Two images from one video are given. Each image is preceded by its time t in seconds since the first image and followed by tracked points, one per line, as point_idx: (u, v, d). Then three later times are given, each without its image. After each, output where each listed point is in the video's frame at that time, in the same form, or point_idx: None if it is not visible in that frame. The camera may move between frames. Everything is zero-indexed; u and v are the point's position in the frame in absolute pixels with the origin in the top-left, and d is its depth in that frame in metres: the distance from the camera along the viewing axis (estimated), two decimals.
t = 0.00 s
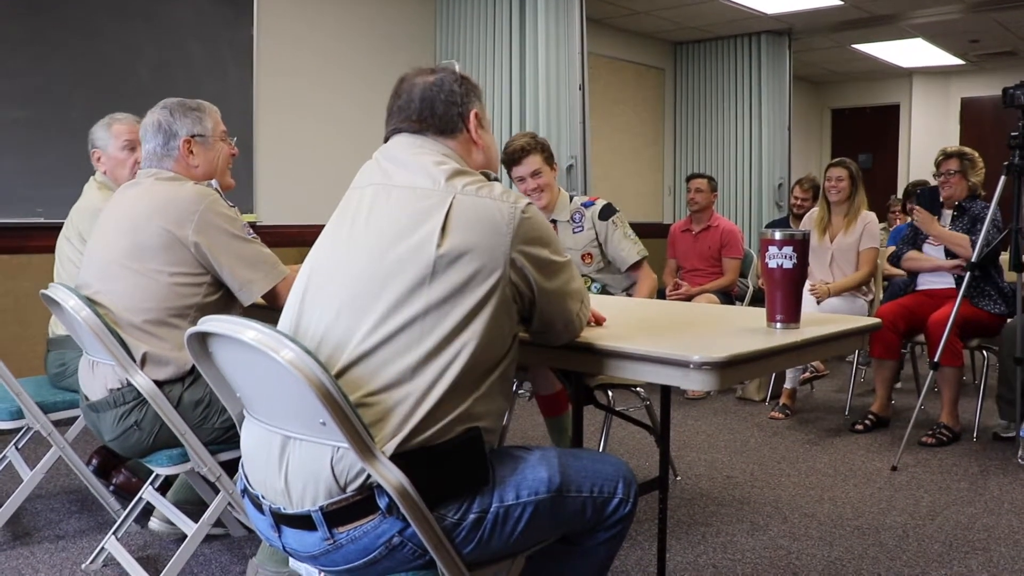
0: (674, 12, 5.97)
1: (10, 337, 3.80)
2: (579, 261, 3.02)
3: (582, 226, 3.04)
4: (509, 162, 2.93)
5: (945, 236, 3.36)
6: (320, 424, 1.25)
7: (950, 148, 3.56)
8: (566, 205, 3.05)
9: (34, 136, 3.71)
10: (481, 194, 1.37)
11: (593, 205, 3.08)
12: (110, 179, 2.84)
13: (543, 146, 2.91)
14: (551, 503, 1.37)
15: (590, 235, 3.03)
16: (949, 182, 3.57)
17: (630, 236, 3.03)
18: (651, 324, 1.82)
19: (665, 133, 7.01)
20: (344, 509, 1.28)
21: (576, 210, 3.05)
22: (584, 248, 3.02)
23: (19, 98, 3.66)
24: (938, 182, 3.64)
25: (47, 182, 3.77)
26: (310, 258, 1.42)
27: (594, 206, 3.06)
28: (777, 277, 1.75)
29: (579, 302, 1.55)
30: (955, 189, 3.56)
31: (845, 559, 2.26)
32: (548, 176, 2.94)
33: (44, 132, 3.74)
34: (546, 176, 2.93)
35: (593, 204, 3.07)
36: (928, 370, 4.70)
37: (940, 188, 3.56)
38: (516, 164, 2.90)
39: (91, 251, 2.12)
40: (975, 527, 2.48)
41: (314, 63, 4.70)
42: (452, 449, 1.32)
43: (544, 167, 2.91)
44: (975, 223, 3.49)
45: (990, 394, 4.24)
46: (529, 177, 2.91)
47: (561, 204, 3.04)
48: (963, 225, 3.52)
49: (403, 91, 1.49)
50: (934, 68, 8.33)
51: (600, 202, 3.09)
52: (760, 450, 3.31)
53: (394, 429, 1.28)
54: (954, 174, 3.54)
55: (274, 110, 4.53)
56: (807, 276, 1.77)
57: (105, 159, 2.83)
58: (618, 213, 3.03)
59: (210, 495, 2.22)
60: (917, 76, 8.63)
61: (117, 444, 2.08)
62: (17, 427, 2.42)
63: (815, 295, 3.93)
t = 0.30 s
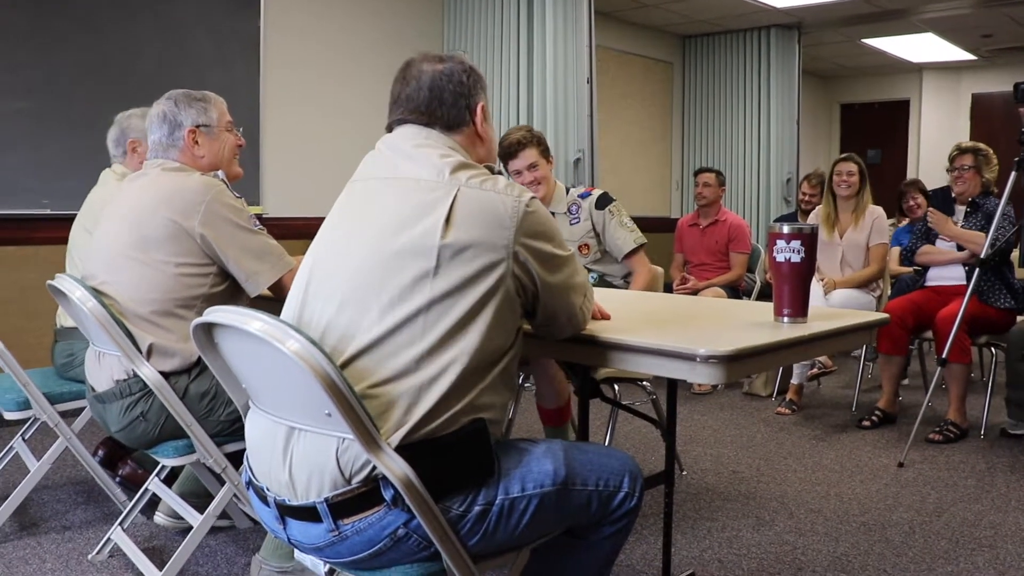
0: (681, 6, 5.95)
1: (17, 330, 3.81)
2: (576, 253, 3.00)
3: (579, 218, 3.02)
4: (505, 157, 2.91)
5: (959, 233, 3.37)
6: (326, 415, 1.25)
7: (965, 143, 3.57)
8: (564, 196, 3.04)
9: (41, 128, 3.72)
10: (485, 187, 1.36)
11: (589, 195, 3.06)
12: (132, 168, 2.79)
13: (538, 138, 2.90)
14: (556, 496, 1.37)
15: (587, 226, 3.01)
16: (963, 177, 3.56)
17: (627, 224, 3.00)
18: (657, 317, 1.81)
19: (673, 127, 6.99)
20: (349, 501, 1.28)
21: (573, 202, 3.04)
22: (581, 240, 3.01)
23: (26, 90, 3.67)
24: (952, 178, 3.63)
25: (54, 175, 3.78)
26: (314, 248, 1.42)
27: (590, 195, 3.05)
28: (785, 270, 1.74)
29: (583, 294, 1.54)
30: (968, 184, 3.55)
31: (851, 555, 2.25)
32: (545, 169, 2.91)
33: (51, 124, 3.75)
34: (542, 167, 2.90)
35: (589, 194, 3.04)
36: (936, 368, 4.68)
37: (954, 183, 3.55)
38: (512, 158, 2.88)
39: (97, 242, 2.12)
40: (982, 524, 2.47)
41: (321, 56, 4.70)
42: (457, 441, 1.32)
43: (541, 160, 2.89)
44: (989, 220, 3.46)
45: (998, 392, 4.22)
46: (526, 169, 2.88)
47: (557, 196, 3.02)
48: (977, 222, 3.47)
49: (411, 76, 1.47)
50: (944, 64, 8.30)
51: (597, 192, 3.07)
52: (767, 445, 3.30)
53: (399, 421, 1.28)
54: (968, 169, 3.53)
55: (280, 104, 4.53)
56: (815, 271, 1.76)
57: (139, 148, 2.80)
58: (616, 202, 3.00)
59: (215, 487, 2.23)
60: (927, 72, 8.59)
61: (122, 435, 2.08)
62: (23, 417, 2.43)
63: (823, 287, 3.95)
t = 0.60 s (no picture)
0: None
1: (20, 328, 3.81)
2: (587, 252, 2.99)
3: (593, 217, 2.99)
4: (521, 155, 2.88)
5: (963, 229, 3.33)
6: (327, 414, 1.24)
7: (975, 135, 3.53)
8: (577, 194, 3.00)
9: (42, 125, 3.71)
10: (477, 187, 1.36)
11: (605, 194, 3.01)
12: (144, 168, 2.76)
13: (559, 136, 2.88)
14: (560, 494, 1.36)
15: (601, 226, 2.97)
16: (972, 170, 3.53)
17: (642, 227, 2.97)
18: (660, 314, 1.80)
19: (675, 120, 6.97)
20: (351, 500, 1.27)
21: (588, 200, 2.99)
22: (593, 239, 2.98)
23: (27, 87, 3.66)
24: (960, 169, 3.61)
25: (55, 172, 3.78)
26: (307, 247, 1.41)
27: (607, 195, 3.00)
28: (788, 266, 1.73)
29: (579, 292, 1.53)
30: (977, 176, 3.53)
31: (857, 551, 2.24)
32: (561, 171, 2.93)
33: (51, 121, 3.74)
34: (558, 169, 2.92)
35: (605, 194, 3.00)
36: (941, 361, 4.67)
37: (963, 175, 3.53)
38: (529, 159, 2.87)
39: (98, 240, 2.11)
40: (988, 519, 2.46)
41: (322, 52, 4.68)
42: (460, 439, 1.31)
43: (557, 165, 2.89)
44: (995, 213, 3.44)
45: (1003, 386, 4.21)
46: (541, 174, 2.90)
47: (573, 193, 3.00)
48: (983, 214, 3.47)
49: (404, 72, 1.45)
50: (948, 56, 8.26)
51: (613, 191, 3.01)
52: (771, 440, 3.29)
53: (399, 420, 1.27)
54: (978, 162, 3.51)
55: (281, 100, 4.52)
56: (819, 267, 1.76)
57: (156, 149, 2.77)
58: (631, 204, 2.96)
59: (218, 485, 2.22)
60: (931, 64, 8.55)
61: (126, 434, 2.08)
62: (26, 416, 2.42)
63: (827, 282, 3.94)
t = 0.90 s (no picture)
0: None
1: (23, 328, 3.81)
2: (614, 258, 2.96)
3: (628, 223, 2.96)
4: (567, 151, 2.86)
5: (966, 222, 3.30)
6: (330, 414, 1.23)
7: (978, 132, 3.53)
8: (618, 197, 2.96)
9: (43, 125, 3.71)
10: (473, 187, 1.36)
11: (643, 204, 2.97)
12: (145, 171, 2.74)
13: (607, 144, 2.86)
14: (564, 494, 1.35)
15: (634, 234, 2.94)
16: (976, 166, 3.52)
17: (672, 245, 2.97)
18: (663, 312, 1.79)
19: (677, 117, 6.95)
20: (354, 501, 1.27)
21: (626, 205, 2.95)
22: (623, 247, 2.95)
23: (28, 87, 3.65)
24: (964, 166, 3.60)
25: (56, 171, 3.77)
26: (304, 249, 1.40)
27: (645, 205, 2.96)
28: (792, 264, 1.73)
29: (578, 292, 1.52)
30: (982, 172, 3.52)
31: (862, 550, 2.24)
32: (603, 175, 2.90)
33: (52, 120, 3.74)
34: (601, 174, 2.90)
35: (644, 204, 2.96)
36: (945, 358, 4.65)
37: (967, 172, 3.52)
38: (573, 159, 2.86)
39: (100, 240, 2.11)
40: (994, 517, 2.45)
41: (324, 51, 4.67)
42: (464, 438, 1.30)
43: (601, 168, 2.88)
44: (998, 208, 3.42)
45: (1008, 383, 4.19)
46: (584, 175, 2.89)
47: (612, 196, 2.95)
48: (986, 210, 3.45)
49: (401, 73, 1.44)
50: (952, 51, 8.25)
51: (651, 202, 2.98)
52: (776, 438, 3.29)
53: (401, 420, 1.26)
54: (982, 158, 3.50)
55: (283, 98, 4.51)
56: (822, 266, 1.75)
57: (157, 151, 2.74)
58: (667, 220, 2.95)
59: (221, 486, 2.21)
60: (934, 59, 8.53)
61: (129, 434, 2.07)
62: (28, 417, 2.42)
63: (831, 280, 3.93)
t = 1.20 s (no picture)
0: None
1: (28, 322, 3.82)
2: (641, 260, 3.02)
3: (662, 226, 2.99)
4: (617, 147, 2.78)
5: (972, 227, 3.35)
6: (335, 408, 1.23)
7: (980, 131, 3.52)
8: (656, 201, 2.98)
9: (48, 118, 3.71)
10: (476, 181, 1.35)
11: (681, 209, 3.01)
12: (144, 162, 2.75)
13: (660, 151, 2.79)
14: (568, 490, 1.35)
15: (664, 238, 2.98)
16: (978, 166, 3.51)
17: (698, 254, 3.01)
18: (668, 309, 1.79)
19: (683, 115, 6.93)
20: (358, 495, 1.26)
21: (663, 208, 2.98)
22: (651, 250, 3.00)
23: (33, 81, 3.66)
24: (968, 166, 3.58)
25: (62, 165, 3.78)
26: (307, 242, 1.40)
27: (682, 210, 3.00)
28: (798, 261, 1.72)
29: (582, 286, 1.52)
30: (984, 173, 3.50)
31: (866, 548, 2.23)
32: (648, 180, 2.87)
33: (58, 114, 3.74)
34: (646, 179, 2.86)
35: (680, 210, 2.99)
36: (951, 358, 4.64)
37: (969, 172, 3.50)
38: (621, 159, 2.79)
39: (103, 234, 2.10)
40: (999, 516, 2.44)
41: (330, 46, 4.67)
42: (468, 433, 1.30)
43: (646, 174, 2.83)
44: (1005, 210, 3.42)
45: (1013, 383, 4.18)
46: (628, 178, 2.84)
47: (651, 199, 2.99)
48: (993, 211, 3.45)
49: (403, 68, 1.44)
50: (959, 50, 8.23)
51: (689, 207, 3.01)
52: (780, 437, 3.28)
53: (405, 414, 1.26)
54: (984, 158, 3.49)
55: (288, 93, 4.51)
56: (828, 262, 1.74)
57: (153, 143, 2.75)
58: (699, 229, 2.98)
59: (224, 480, 2.21)
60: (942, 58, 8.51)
61: (132, 428, 2.07)
62: (32, 411, 2.42)
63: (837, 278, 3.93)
